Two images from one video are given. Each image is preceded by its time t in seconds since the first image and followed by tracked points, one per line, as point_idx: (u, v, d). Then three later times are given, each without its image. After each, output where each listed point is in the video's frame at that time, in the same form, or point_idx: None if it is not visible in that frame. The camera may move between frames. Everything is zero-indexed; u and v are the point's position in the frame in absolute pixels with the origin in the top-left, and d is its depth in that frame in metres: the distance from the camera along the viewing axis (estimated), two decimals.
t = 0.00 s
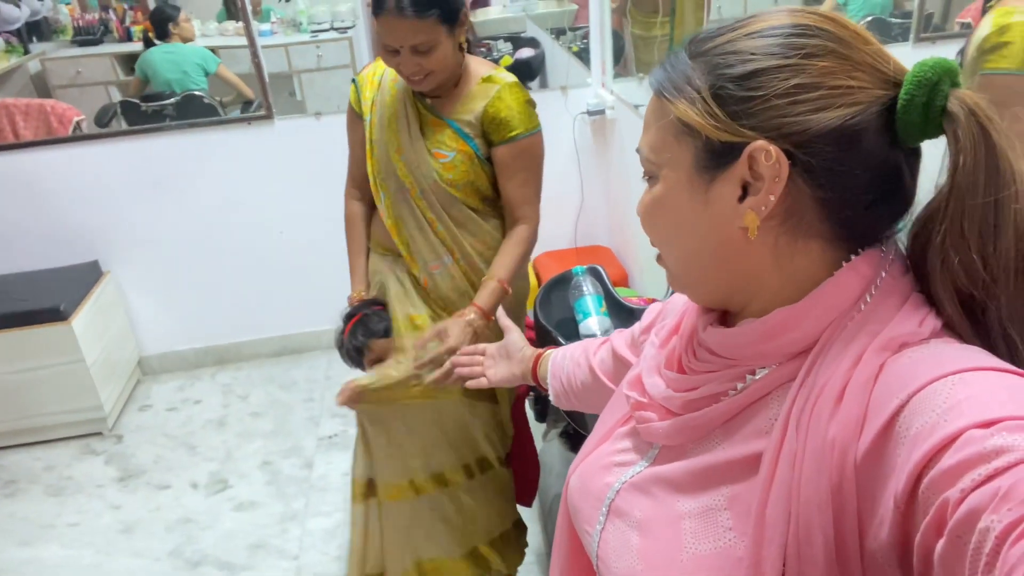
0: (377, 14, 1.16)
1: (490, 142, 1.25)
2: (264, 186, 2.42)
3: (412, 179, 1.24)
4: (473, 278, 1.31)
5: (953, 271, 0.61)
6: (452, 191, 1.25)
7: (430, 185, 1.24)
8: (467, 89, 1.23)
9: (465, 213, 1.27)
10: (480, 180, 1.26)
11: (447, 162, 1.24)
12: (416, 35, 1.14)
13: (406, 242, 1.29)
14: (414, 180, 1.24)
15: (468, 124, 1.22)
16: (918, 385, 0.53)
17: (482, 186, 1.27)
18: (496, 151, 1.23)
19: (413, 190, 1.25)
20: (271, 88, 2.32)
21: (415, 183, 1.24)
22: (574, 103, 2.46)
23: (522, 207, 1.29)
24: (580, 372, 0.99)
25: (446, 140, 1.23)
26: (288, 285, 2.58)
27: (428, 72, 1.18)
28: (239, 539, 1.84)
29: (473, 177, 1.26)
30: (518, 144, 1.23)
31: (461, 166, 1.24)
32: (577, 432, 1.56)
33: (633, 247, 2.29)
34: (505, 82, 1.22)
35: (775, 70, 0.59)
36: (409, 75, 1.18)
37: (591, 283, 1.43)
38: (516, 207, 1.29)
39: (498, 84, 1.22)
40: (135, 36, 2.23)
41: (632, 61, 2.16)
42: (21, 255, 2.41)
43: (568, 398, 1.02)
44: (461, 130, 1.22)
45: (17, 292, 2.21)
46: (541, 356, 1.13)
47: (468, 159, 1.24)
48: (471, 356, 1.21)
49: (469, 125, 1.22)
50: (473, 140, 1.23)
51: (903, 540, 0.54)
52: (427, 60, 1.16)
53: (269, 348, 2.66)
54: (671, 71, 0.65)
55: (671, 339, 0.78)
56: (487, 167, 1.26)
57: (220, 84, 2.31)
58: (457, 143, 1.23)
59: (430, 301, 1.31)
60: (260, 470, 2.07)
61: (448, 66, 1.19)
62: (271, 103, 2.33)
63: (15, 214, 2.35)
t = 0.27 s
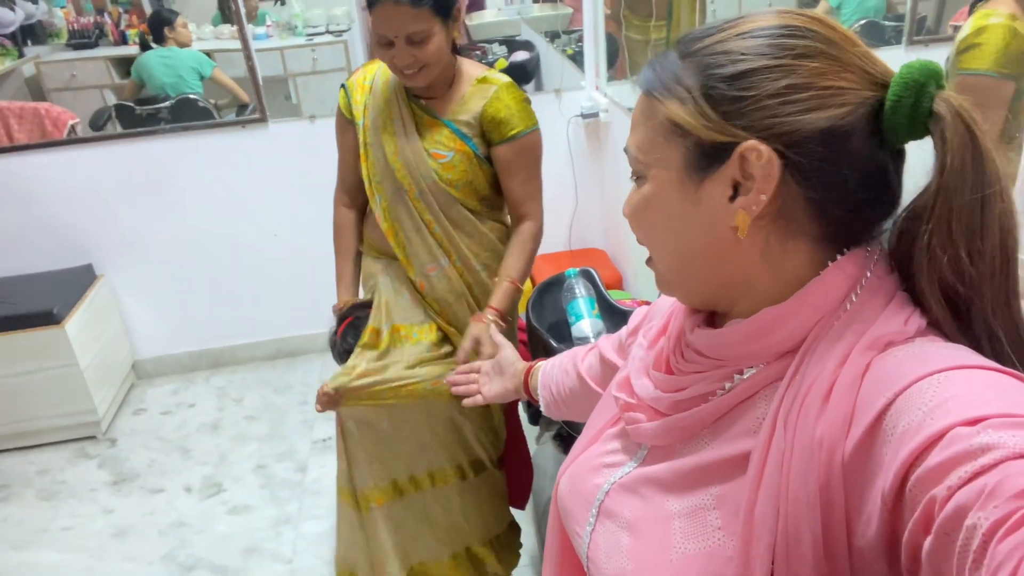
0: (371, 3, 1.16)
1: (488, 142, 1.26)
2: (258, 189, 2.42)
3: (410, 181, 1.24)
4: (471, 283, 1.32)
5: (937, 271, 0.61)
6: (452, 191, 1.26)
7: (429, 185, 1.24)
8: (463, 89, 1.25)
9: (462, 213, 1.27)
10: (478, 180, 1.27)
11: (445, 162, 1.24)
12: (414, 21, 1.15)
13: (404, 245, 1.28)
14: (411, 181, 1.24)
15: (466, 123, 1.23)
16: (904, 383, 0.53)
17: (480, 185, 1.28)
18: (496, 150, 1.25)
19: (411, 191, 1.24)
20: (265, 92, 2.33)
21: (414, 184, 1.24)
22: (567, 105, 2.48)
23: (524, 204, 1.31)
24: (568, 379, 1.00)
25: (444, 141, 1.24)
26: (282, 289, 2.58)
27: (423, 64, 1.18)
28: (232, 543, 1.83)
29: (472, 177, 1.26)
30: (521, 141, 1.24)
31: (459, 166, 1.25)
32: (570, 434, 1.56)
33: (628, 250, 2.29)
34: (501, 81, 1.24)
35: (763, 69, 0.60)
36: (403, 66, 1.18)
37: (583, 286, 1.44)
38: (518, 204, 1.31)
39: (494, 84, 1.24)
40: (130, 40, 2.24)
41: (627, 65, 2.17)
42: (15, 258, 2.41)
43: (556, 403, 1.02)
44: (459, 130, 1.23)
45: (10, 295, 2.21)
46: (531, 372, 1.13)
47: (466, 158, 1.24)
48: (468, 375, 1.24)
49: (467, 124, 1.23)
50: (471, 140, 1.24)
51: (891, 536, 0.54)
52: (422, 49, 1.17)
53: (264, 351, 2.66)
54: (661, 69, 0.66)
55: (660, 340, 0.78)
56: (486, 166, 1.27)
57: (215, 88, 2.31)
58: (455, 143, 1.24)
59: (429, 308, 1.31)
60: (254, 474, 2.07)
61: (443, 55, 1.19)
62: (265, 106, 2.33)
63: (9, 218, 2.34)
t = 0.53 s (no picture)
0: None
1: (472, 150, 1.28)
2: (246, 198, 2.41)
3: (396, 186, 1.27)
4: (455, 287, 1.34)
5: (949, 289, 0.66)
6: (436, 198, 1.27)
7: (414, 192, 1.27)
8: (449, 97, 1.27)
9: (446, 219, 1.29)
10: (463, 187, 1.29)
11: (430, 169, 1.26)
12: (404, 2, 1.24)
13: (388, 250, 1.32)
14: (397, 188, 1.27)
15: (450, 131, 1.25)
16: (885, 379, 0.53)
17: (465, 194, 1.30)
18: (481, 159, 1.26)
19: (397, 198, 1.27)
20: (253, 100, 2.31)
21: (399, 190, 1.27)
22: (555, 114, 2.46)
23: (508, 215, 1.32)
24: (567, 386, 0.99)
25: (429, 147, 1.26)
26: (270, 298, 2.56)
27: (411, 50, 1.24)
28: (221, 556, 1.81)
29: (457, 184, 1.28)
30: (501, 152, 1.25)
31: (444, 173, 1.26)
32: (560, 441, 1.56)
33: (617, 256, 2.30)
34: (487, 90, 1.27)
35: (885, 74, 0.58)
36: (390, 52, 1.23)
37: (574, 294, 1.44)
38: (501, 215, 1.32)
39: (479, 92, 1.26)
40: (116, 48, 2.24)
41: (615, 71, 2.19)
42: None
43: (547, 400, 1.03)
44: (444, 137, 1.25)
45: None
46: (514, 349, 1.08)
47: (451, 165, 1.26)
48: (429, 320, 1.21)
49: (452, 132, 1.25)
50: (456, 148, 1.26)
51: (872, 533, 0.53)
52: (408, 33, 1.23)
53: (252, 361, 2.64)
54: (803, 33, 0.56)
55: (647, 343, 0.78)
56: (471, 173, 1.29)
57: (201, 97, 2.30)
58: (440, 150, 1.25)
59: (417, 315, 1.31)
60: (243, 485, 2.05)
61: (430, 46, 1.26)
62: (253, 114, 2.31)
63: None
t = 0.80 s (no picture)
0: None
1: (435, 144, 1.26)
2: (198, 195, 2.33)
3: (357, 182, 1.23)
4: (421, 288, 1.27)
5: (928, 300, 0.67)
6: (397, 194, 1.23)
7: (375, 188, 1.22)
8: (411, 91, 1.26)
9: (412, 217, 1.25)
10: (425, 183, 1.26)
11: (393, 165, 1.23)
12: None
13: (351, 250, 1.26)
14: (359, 184, 1.23)
15: (413, 126, 1.23)
16: (879, 375, 0.52)
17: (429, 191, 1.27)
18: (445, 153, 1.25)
19: (358, 196, 1.23)
20: (206, 92, 2.31)
21: (360, 186, 1.22)
22: (518, 107, 2.43)
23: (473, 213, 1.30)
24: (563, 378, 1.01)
25: (391, 143, 1.23)
26: (225, 300, 2.47)
27: (371, 41, 1.23)
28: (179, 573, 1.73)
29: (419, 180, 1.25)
30: (466, 148, 1.25)
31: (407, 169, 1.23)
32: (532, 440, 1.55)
33: (581, 251, 2.29)
34: (451, 85, 1.25)
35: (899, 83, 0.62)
36: (350, 42, 1.23)
37: (544, 291, 1.44)
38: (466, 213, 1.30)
39: (442, 87, 1.25)
40: (58, 40, 2.19)
41: (576, 64, 2.20)
42: None
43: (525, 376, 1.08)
44: (406, 133, 1.23)
45: None
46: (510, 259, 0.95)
47: (413, 160, 1.23)
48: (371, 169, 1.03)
49: (415, 127, 1.23)
50: (419, 142, 1.24)
51: (869, 536, 0.51)
52: (369, 23, 1.23)
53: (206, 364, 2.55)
54: (858, 36, 0.57)
55: (637, 343, 0.75)
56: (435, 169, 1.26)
57: (150, 89, 2.26)
58: (403, 145, 1.23)
59: (380, 316, 1.30)
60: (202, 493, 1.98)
61: (392, 36, 1.26)
62: (204, 107, 2.29)
63: None
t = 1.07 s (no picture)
0: None
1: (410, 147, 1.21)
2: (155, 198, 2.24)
3: (329, 189, 1.18)
4: (396, 295, 1.25)
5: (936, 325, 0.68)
6: (373, 200, 1.19)
7: (348, 194, 1.18)
8: (382, 92, 1.21)
9: (386, 223, 1.21)
10: (400, 188, 1.21)
11: (366, 169, 1.18)
12: None
13: (323, 259, 1.21)
14: (330, 190, 1.18)
15: (386, 128, 1.18)
16: (912, 399, 0.51)
17: (404, 194, 1.22)
18: (419, 158, 1.20)
19: (330, 202, 1.18)
20: (160, 93, 2.18)
21: (333, 193, 1.18)
22: (486, 104, 2.38)
23: (450, 217, 1.26)
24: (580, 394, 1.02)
25: (363, 146, 1.18)
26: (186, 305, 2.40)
27: (341, 38, 1.18)
28: None
29: (394, 185, 1.20)
30: (441, 151, 1.20)
31: (381, 172, 1.18)
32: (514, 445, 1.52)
33: (554, 249, 2.27)
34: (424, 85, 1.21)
35: (935, 96, 0.58)
36: (318, 41, 1.18)
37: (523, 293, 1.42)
38: (444, 216, 1.25)
39: (415, 88, 1.21)
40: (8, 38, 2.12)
41: (544, 61, 2.18)
42: None
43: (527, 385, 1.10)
44: (379, 135, 1.18)
45: None
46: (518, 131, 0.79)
47: (388, 164, 1.19)
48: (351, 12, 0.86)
49: (387, 129, 1.18)
50: (392, 145, 1.19)
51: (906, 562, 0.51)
52: (338, 20, 1.18)
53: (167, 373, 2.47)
54: (877, 58, 0.54)
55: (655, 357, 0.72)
56: (408, 174, 1.21)
57: (101, 87, 2.16)
58: (376, 148, 1.18)
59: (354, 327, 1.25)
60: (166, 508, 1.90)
61: (361, 35, 1.20)
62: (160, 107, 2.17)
63: None
